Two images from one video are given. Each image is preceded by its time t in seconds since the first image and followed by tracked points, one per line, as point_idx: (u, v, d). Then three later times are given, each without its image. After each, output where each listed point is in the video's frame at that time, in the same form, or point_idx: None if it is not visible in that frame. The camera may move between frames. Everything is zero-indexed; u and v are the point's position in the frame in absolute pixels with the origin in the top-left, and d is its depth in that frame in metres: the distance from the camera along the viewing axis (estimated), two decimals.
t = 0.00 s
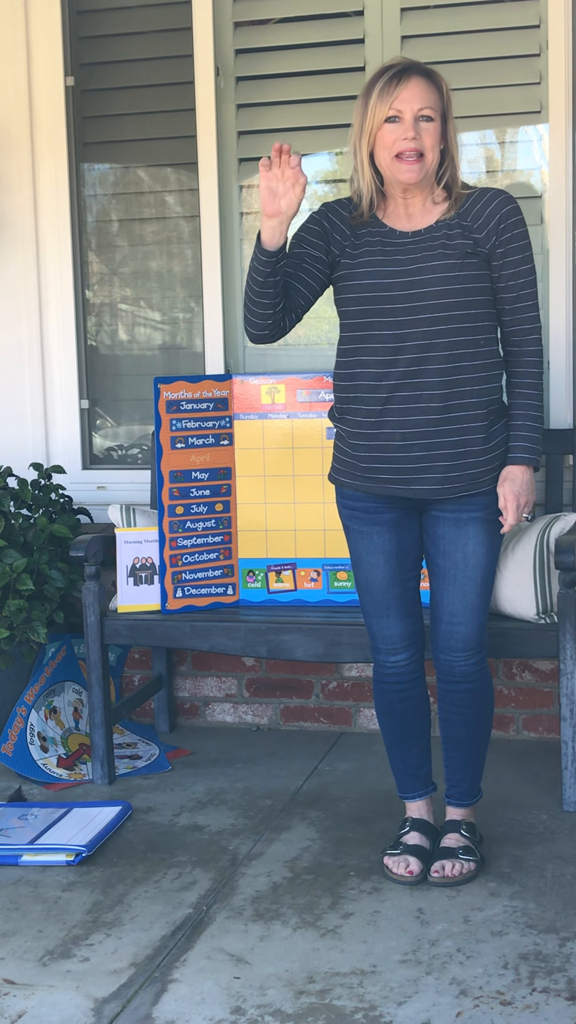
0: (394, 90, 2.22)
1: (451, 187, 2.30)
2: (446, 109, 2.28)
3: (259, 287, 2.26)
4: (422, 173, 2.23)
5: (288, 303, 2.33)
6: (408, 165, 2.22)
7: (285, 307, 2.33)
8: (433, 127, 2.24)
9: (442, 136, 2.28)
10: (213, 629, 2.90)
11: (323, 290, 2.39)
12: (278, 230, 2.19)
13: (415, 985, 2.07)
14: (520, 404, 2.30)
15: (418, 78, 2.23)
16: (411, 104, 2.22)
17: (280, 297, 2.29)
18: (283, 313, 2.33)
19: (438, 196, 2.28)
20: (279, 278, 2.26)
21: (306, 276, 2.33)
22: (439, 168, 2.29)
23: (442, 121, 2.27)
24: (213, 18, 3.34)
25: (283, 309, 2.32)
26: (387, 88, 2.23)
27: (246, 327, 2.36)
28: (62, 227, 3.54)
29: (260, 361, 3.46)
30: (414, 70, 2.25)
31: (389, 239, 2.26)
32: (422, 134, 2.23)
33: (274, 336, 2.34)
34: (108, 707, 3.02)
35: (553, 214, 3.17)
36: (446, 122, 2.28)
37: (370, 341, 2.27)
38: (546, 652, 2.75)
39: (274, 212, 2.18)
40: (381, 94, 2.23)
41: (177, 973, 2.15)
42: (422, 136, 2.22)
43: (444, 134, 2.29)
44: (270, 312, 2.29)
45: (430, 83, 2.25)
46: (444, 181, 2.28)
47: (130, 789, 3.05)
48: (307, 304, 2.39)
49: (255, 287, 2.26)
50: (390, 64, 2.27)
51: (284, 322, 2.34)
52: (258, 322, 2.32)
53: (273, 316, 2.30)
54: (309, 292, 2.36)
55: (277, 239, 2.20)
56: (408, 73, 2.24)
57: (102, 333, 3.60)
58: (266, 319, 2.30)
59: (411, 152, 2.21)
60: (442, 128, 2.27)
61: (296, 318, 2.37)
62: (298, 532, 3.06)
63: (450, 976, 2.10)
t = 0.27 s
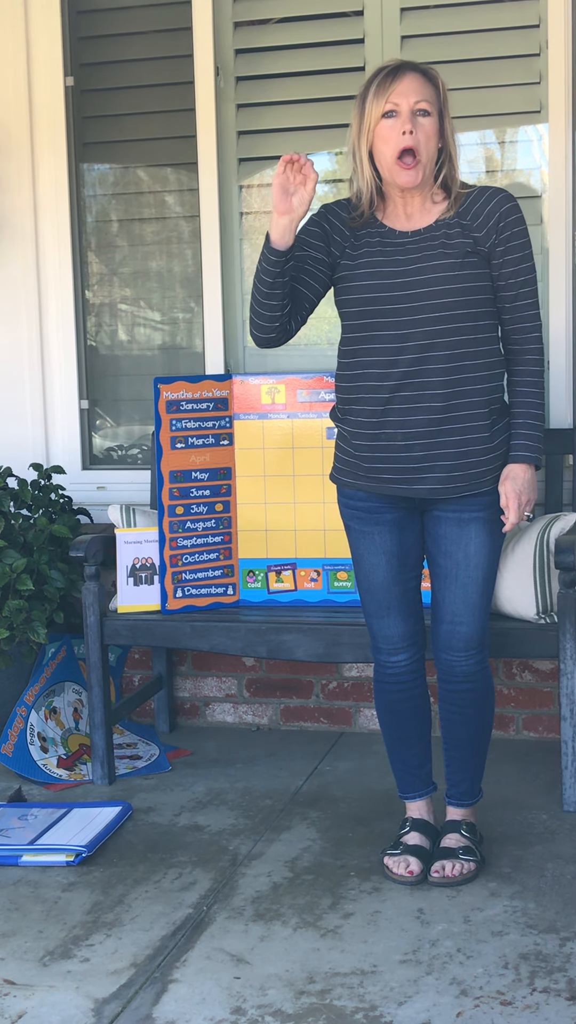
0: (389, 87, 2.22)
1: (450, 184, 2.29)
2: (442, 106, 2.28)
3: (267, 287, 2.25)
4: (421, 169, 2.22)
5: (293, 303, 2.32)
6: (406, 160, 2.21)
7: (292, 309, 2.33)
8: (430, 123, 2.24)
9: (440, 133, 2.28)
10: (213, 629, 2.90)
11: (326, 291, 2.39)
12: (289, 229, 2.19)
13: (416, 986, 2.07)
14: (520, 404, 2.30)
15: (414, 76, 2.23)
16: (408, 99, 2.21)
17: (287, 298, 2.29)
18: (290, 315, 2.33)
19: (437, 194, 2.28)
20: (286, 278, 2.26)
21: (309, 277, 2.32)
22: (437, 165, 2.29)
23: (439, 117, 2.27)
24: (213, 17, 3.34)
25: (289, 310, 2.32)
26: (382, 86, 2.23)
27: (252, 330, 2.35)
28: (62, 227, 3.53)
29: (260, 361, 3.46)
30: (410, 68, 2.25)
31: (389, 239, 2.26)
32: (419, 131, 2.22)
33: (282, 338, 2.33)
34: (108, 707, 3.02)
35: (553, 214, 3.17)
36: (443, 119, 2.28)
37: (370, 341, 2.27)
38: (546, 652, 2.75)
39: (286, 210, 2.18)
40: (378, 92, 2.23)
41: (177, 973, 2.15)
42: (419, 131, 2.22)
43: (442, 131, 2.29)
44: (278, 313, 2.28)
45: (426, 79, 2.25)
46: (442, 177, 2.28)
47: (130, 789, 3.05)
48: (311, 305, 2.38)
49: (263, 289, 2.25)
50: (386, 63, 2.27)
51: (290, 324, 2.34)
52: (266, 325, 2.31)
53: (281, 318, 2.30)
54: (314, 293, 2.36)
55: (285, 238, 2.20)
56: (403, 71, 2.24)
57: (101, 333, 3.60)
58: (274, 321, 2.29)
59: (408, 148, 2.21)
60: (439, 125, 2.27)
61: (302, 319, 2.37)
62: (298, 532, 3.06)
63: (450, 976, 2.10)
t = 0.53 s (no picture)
0: (387, 88, 2.22)
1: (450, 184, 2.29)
2: (440, 105, 2.28)
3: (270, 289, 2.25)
4: (420, 169, 2.22)
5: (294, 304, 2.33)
6: (405, 160, 2.21)
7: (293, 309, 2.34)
8: (428, 123, 2.24)
9: (438, 133, 2.28)
10: (213, 629, 2.90)
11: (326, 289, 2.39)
12: (290, 235, 2.19)
13: (416, 986, 2.07)
14: (521, 404, 2.29)
15: (411, 75, 2.23)
16: (406, 100, 2.21)
17: (289, 300, 2.30)
18: (291, 315, 2.34)
19: (436, 194, 2.28)
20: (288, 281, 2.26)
21: (310, 277, 2.32)
22: (436, 165, 2.28)
23: (437, 117, 2.27)
24: (213, 17, 3.34)
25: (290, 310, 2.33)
26: (380, 87, 2.23)
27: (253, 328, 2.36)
28: (62, 227, 3.54)
29: (260, 361, 3.47)
30: (407, 68, 2.25)
31: (390, 239, 2.26)
32: (418, 131, 2.22)
33: (283, 337, 2.34)
34: (108, 707, 3.02)
35: (554, 214, 3.17)
36: (441, 118, 2.28)
37: (371, 341, 2.27)
38: (546, 653, 2.75)
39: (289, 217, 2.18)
40: (375, 93, 2.23)
41: (177, 973, 2.16)
42: (418, 132, 2.22)
43: (440, 131, 2.29)
44: (280, 313, 2.29)
45: (424, 79, 2.25)
46: (441, 178, 2.28)
47: (130, 789, 3.05)
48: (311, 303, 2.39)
49: (265, 292, 2.26)
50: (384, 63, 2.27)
51: (292, 323, 2.35)
52: (267, 325, 2.32)
53: (282, 319, 2.31)
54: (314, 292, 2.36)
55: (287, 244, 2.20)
56: (400, 72, 2.24)
57: (102, 333, 3.60)
58: (276, 323, 2.30)
59: (407, 148, 2.21)
60: (437, 124, 2.27)
61: (302, 318, 2.38)
62: (298, 532, 3.06)
63: (451, 976, 2.10)
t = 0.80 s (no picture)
0: (389, 88, 2.22)
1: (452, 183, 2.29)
2: (442, 105, 2.28)
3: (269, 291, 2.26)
4: (422, 169, 2.22)
5: (296, 305, 2.34)
6: (407, 160, 2.21)
7: (294, 311, 2.34)
8: (431, 123, 2.24)
9: (440, 133, 2.28)
10: (215, 628, 2.90)
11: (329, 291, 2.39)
12: (290, 236, 2.20)
13: (417, 985, 2.07)
14: (523, 404, 2.29)
15: (413, 75, 2.23)
16: (408, 100, 2.21)
17: (289, 301, 2.30)
18: (292, 316, 2.34)
19: (439, 193, 2.28)
20: (288, 284, 2.27)
21: (312, 278, 2.33)
22: (439, 165, 2.28)
23: (439, 117, 2.27)
24: (215, 17, 3.34)
25: (291, 311, 2.33)
26: (382, 87, 2.23)
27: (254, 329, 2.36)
28: (64, 227, 3.54)
29: (262, 360, 3.47)
30: (409, 68, 2.25)
31: (392, 239, 2.26)
32: (420, 130, 2.22)
33: (284, 338, 2.34)
34: (110, 706, 3.02)
35: (555, 213, 3.17)
36: (444, 118, 2.28)
37: (373, 340, 2.27)
38: (548, 653, 2.75)
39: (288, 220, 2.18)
40: (377, 94, 2.24)
41: (179, 972, 2.16)
42: (420, 132, 2.22)
43: (443, 131, 2.29)
44: (280, 315, 2.30)
45: (425, 79, 2.25)
46: (444, 177, 2.27)
47: (132, 788, 3.05)
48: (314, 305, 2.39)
49: (265, 292, 2.26)
50: (385, 64, 2.27)
51: (293, 324, 2.35)
52: (268, 326, 2.32)
53: (283, 320, 2.31)
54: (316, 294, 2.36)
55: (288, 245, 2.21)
56: (402, 72, 2.24)
57: (104, 332, 3.60)
58: (276, 323, 2.31)
59: (410, 148, 2.21)
60: (439, 124, 2.27)
61: (304, 319, 2.38)
62: (300, 532, 3.06)
63: (452, 975, 2.10)
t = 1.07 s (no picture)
0: (394, 88, 2.22)
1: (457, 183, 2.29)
2: (448, 105, 2.27)
3: (274, 292, 2.24)
4: (428, 168, 2.22)
5: (302, 306, 2.33)
6: (412, 160, 2.20)
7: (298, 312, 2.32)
8: (437, 123, 2.23)
9: (446, 132, 2.28)
10: (217, 627, 2.90)
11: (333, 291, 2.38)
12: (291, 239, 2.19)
13: (419, 984, 2.07)
14: (526, 403, 2.29)
15: (419, 75, 2.22)
16: (413, 100, 2.21)
17: (293, 303, 2.28)
18: (297, 317, 2.33)
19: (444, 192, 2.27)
20: (292, 286, 2.26)
21: (317, 278, 2.32)
22: (444, 164, 2.28)
23: (445, 117, 2.27)
24: (217, 16, 3.34)
25: (295, 313, 2.31)
26: (388, 87, 2.23)
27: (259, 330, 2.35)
28: (66, 226, 3.54)
29: (264, 359, 3.47)
30: (415, 68, 2.24)
31: (395, 238, 2.26)
32: (426, 129, 2.22)
33: (288, 340, 2.33)
34: (112, 705, 3.02)
35: (558, 212, 3.17)
36: (449, 118, 2.28)
37: (376, 338, 2.26)
38: (550, 652, 2.75)
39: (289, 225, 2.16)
40: (383, 93, 2.23)
41: (181, 971, 2.16)
42: (425, 132, 2.22)
43: (448, 131, 2.29)
44: (286, 316, 2.29)
45: (432, 79, 2.24)
46: (449, 177, 2.27)
47: (134, 787, 3.05)
48: (318, 306, 2.38)
49: (269, 293, 2.25)
50: (391, 63, 2.26)
51: (297, 325, 2.34)
52: (272, 327, 2.31)
53: (287, 321, 2.30)
54: (320, 294, 2.35)
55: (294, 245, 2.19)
56: (408, 72, 2.24)
57: (105, 331, 3.60)
58: (280, 325, 2.29)
59: (415, 147, 2.20)
60: (445, 124, 2.27)
61: (309, 320, 2.37)
62: (302, 531, 3.06)
63: (454, 974, 2.10)
